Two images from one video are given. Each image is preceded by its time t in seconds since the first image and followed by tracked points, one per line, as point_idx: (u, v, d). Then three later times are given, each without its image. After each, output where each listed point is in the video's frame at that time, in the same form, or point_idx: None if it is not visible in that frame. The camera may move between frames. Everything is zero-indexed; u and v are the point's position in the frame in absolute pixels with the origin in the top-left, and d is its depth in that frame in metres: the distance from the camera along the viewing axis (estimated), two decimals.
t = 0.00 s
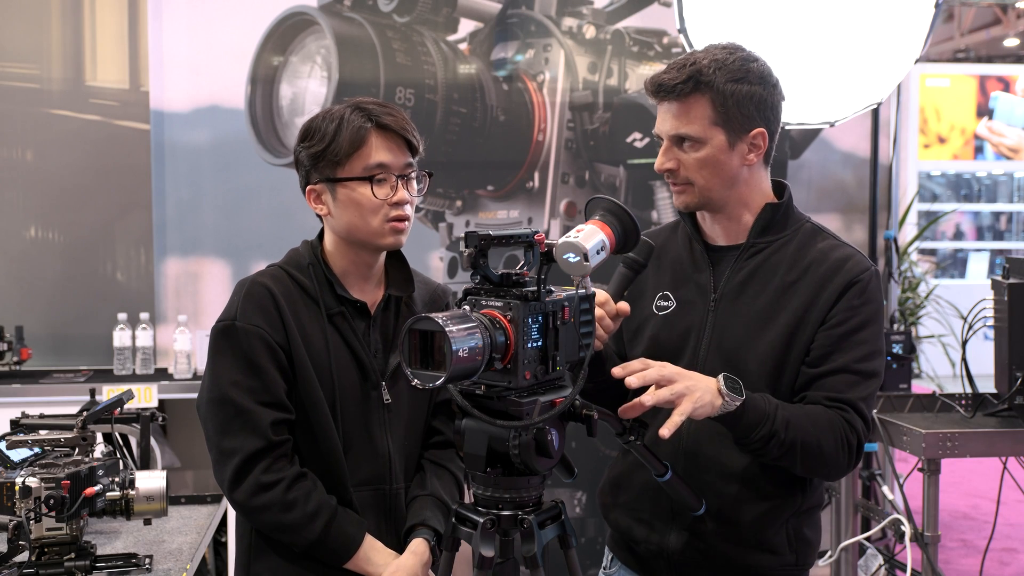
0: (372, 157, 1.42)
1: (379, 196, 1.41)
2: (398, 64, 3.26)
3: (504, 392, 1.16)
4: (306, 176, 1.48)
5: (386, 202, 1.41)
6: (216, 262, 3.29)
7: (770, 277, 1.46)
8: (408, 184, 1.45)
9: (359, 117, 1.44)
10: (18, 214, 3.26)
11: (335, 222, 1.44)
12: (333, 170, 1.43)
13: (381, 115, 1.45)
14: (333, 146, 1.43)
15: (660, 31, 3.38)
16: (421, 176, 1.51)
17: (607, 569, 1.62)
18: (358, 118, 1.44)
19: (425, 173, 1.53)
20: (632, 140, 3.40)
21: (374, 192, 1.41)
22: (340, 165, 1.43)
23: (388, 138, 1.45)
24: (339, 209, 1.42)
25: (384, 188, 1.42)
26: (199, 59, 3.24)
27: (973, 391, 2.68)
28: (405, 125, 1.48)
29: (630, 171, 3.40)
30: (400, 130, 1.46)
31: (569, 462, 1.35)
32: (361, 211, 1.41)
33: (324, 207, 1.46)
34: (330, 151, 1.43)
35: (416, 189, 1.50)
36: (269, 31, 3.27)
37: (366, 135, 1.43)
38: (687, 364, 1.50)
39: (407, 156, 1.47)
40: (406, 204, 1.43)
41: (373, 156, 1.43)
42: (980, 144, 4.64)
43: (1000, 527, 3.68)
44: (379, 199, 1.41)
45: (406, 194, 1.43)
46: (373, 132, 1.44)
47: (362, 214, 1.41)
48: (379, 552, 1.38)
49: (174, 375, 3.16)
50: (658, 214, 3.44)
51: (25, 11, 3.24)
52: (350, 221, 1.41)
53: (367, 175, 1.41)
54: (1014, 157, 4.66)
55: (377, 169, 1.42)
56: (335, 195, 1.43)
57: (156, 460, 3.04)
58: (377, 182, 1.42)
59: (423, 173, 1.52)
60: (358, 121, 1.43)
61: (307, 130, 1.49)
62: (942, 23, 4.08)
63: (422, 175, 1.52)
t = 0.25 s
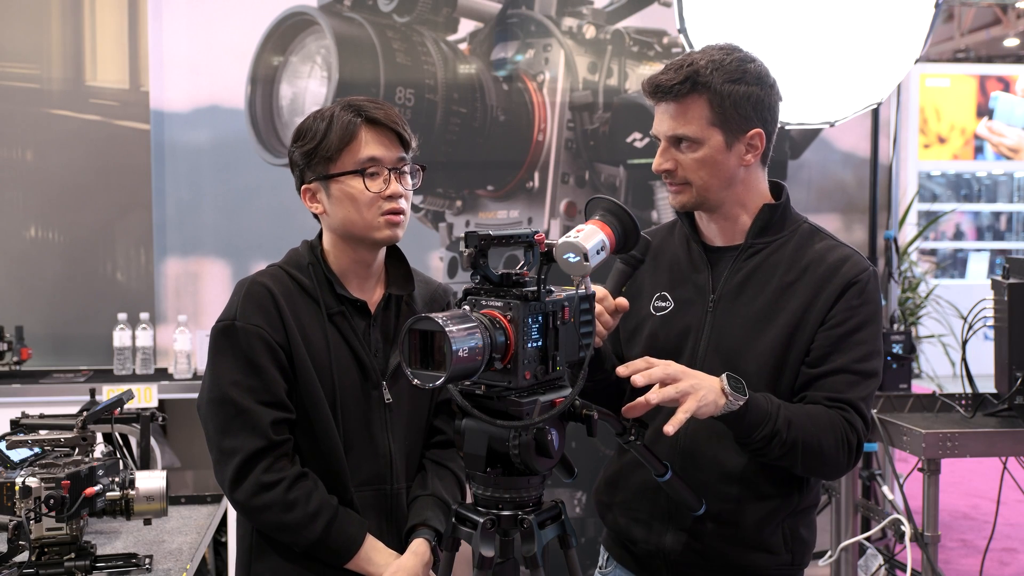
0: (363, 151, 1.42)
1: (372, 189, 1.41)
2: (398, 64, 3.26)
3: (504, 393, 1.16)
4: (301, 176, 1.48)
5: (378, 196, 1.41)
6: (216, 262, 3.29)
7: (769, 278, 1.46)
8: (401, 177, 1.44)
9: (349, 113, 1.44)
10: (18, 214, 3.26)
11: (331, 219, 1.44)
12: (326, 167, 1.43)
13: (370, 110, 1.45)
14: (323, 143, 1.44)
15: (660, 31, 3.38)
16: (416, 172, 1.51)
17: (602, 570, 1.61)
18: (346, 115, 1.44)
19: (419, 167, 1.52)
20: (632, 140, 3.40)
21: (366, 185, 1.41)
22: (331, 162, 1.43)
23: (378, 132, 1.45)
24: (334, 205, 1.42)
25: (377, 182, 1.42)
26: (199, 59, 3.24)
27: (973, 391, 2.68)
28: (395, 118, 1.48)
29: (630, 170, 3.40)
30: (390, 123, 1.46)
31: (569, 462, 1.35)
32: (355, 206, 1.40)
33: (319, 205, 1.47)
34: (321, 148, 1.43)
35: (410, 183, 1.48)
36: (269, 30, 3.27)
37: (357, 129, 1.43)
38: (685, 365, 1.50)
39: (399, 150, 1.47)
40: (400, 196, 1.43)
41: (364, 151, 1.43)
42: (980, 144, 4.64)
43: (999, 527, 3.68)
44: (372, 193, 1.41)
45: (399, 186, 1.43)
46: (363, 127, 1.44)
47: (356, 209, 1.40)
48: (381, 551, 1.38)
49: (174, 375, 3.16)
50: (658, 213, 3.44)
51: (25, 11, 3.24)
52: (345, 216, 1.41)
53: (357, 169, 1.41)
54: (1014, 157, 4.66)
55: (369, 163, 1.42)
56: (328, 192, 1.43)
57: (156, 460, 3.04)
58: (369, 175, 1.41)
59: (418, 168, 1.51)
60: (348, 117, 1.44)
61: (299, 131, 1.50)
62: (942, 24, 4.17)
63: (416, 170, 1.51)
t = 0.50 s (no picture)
0: (358, 153, 1.42)
1: (366, 192, 1.41)
2: (398, 64, 3.26)
3: (504, 393, 1.16)
4: (298, 174, 1.49)
5: (372, 198, 1.40)
6: (216, 262, 3.29)
7: (766, 278, 1.46)
8: (397, 179, 1.44)
9: (346, 114, 1.44)
10: (18, 214, 3.26)
11: (326, 219, 1.44)
12: (322, 167, 1.44)
13: (369, 112, 1.45)
14: (320, 144, 1.44)
15: (660, 31, 3.38)
16: (412, 174, 1.50)
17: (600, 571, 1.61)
18: (345, 116, 1.44)
19: (417, 170, 1.52)
20: (632, 140, 3.40)
21: (360, 188, 1.41)
22: (328, 162, 1.43)
23: (376, 134, 1.45)
24: (329, 205, 1.42)
25: (371, 184, 1.41)
26: (199, 58, 3.24)
27: (973, 391, 2.68)
28: (393, 120, 1.47)
29: (630, 171, 3.40)
30: (388, 126, 1.45)
31: (569, 462, 1.35)
32: (349, 208, 1.40)
33: (315, 204, 1.47)
34: (318, 148, 1.44)
35: (407, 186, 1.48)
36: (269, 31, 3.27)
37: (354, 131, 1.43)
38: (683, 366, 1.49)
39: (396, 153, 1.46)
40: (395, 200, 1.42)
41: (360, 153, 1.43)
42: (980, 144, 4.64)
43: (999, 527, 3.68)
44: (366, 195, 1.40)
45: (394, 190, 1.42)
46: (361, 129, 1.44)
47: (349, 210, 1.40)
48: (382, 550, 1.38)
49: (174, 375, 3.16)
50: (658, 213, 3.44)
51: (25, 11, 3.24)
52: (339, 217, 1.41)
53: (352, 171, 1.41)
54: (1014, 157, 4.66)
55: (365, 165, 1.42)
56: (323, 192, 1.43)
57: (156, 460, 3.04)
58: (364, 177, 1.41)
59: (415, 172, 1.51)
60: (346, 118, 1.44)
61: (298, 130, 1.50)
62: (942, 24, 4.17)
63: (414, 173, 1.50)
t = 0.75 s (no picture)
0: (361, 160, 1.42)
1: (365, 199, 1.41)
2: (398, 64, 3.26)
3: (504, 393, 1.16)
4: (299, 173, 1.49)
5: (371, 205, 1.40)
6: (216, 262, 3.29)
7: (768, 277, 1.46)
8: (397, 189, 1.44)
9: (352, 118, 1.44)
10: (18, 214, 3.25)
11: (325, 220, 1.44)
12: (323, 169, 1.44)
13: (374, 118, 1.45)
14: (323, 145, 1.44)
15: (660, 31, 3.38)
16: (412, 181, 1.50)
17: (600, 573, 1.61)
18: (350, 119, 1.44)
19: (417, 178, 1.53)
20: (632, 140, 3.40)
21: (359, 196, 1.41)
22: (329, 165, 1.43)
23: (379, 141, 1.45)
24: (328, 208, 1.42)
25: (370, 191, 1.41)
26: (199, 59, 3.24)
27: (973, 391, 2.68)
28: (398, 127, 1.47)
29: (630, 170, 3.40)
30: (392, 134, 1.45)
31: (569, 462, 1.35)
32: (348, 213, 1.40)
33: (315, 205, 1.47)
34: (320, 150, 1.44)
35: (408, 194, 1.49)
36: (269, 31, 3.27)
37: (358, 135, 1.43)
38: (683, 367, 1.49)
39: (399, 161, 1.46)
40: (394, 208, 1.42)
41: (362, 159, 1.42)
42: (980, 144, 4.64)
43: (999, 527, 3.68)
44: (365, 202, 1.41)
45: (394, 198, 1.42)
46: (365, 135, 1.44)
47: (347, 215, 1.41)
48: (381, 549, 1.38)
49: (174, 375, 3.16)
50: (658, 213, 3.44)
51: (25, 11, 3.24)
52: (337, 221, 1.41)
53: (353, 177, 1.41)
54: (1014, 157, 4.66)
55: (366, 171, 1.42)
56: (323, 194, 1.43)
57: (156, 460, 3.04)
58: (364, 185, 1.41)
59: (415, 180, 1.51)
60: (351, 123, 1.43)
61: (303, 128, 1.50)
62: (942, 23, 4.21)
63: (415, 180, 1.51)
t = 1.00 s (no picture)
0: (360, 157, 1.43)
1: (365, 195, 1.41)
2: (398, 64, 3.26)
3: (504, 393, 1.16)
4: (297, 173, 1.49)
5: (371, 201, 1.41)
6: (216, 262, 3.29)
7: (770, 277, 1.46)
8: (396, 183, 1.44)
9: (348, 116, 1.44)
10: (18, 214, 3.25)
11: (325, 218, 1.44)
12: (322, 168, 1.43)
13: (371, 115, 1.45)
14: (321, 144, 1.44)
15: (660, 31, 3.38)
16: (411, 177, 1.51)
17: (601, 574, 1.61)
18: (347, 118, 1.44)
19: (416, 174, 1.53)
20: (632, 140, 3.40)
21: (360, 191, 1.41)
22: (328, 163, 1.43)
23: (377, 137, 1.45)
24: (327, 206, 1.43)
25: (371, 188, 1.42)
26: (199, 59, 3.24)
27: (973, 391, 2.68)
28: (395, 125, 1.48)
29: (630, 170, 3.40)
30: (389, 130, 1.46)
31: (569, 462, 1.35)
32: (348, 210, 1.40)
33: (314, 204, 1.47)
34: (318, 149, 1.44)
35: (407, 189, 1.50)
36: (269, 31, 3.27)
37: (355, 133, 1.43)
38: (685, 367, 1.49)
39: (397, 157, 1.47)
40: (394, 204, 1.43)
41: (361, 156, 1.43)
42: (980, 144, 4.64)
43: (999, 527, 3.68)
44: (365, 198, 1.41)
45: (393, 193, 1.42)
46: (363, 132, 1.44)
47: (348, 212, 1.40)
48: (381, 548, 1.38)
49: (174, 375, 3.16)
50: (658, 213, 3.44)
51: (24, 11, 3.24)
52: (338, 219, 1.41)
53: (354, 174, 1.41)
54: (1014, 157, 4.66)
55: (365, 168, 1.42)
56: (323, 192, 1.43)
57: (156, 460, 3.04)
58: (364, 181, 1.42)
59: (414, 175, 1.52)
60: (347, 120, 1.43)
61: (299, 128, 1.49)
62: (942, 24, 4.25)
63: (412, 176, 1.51)
